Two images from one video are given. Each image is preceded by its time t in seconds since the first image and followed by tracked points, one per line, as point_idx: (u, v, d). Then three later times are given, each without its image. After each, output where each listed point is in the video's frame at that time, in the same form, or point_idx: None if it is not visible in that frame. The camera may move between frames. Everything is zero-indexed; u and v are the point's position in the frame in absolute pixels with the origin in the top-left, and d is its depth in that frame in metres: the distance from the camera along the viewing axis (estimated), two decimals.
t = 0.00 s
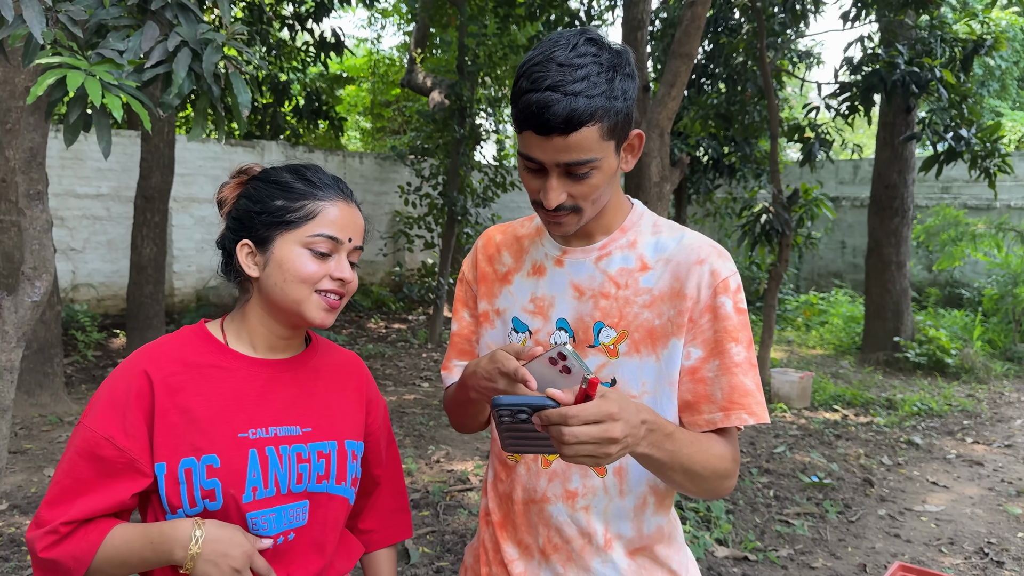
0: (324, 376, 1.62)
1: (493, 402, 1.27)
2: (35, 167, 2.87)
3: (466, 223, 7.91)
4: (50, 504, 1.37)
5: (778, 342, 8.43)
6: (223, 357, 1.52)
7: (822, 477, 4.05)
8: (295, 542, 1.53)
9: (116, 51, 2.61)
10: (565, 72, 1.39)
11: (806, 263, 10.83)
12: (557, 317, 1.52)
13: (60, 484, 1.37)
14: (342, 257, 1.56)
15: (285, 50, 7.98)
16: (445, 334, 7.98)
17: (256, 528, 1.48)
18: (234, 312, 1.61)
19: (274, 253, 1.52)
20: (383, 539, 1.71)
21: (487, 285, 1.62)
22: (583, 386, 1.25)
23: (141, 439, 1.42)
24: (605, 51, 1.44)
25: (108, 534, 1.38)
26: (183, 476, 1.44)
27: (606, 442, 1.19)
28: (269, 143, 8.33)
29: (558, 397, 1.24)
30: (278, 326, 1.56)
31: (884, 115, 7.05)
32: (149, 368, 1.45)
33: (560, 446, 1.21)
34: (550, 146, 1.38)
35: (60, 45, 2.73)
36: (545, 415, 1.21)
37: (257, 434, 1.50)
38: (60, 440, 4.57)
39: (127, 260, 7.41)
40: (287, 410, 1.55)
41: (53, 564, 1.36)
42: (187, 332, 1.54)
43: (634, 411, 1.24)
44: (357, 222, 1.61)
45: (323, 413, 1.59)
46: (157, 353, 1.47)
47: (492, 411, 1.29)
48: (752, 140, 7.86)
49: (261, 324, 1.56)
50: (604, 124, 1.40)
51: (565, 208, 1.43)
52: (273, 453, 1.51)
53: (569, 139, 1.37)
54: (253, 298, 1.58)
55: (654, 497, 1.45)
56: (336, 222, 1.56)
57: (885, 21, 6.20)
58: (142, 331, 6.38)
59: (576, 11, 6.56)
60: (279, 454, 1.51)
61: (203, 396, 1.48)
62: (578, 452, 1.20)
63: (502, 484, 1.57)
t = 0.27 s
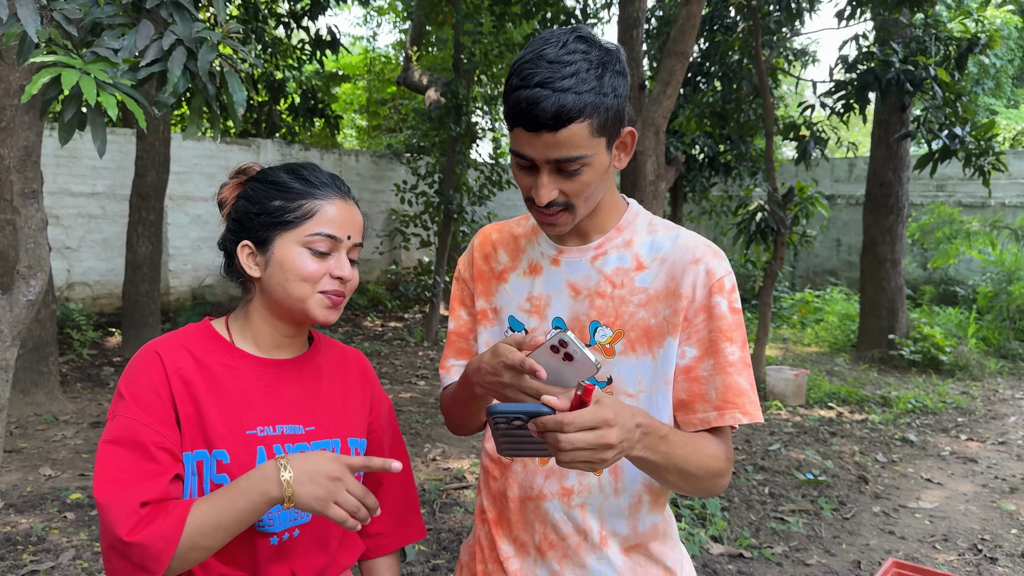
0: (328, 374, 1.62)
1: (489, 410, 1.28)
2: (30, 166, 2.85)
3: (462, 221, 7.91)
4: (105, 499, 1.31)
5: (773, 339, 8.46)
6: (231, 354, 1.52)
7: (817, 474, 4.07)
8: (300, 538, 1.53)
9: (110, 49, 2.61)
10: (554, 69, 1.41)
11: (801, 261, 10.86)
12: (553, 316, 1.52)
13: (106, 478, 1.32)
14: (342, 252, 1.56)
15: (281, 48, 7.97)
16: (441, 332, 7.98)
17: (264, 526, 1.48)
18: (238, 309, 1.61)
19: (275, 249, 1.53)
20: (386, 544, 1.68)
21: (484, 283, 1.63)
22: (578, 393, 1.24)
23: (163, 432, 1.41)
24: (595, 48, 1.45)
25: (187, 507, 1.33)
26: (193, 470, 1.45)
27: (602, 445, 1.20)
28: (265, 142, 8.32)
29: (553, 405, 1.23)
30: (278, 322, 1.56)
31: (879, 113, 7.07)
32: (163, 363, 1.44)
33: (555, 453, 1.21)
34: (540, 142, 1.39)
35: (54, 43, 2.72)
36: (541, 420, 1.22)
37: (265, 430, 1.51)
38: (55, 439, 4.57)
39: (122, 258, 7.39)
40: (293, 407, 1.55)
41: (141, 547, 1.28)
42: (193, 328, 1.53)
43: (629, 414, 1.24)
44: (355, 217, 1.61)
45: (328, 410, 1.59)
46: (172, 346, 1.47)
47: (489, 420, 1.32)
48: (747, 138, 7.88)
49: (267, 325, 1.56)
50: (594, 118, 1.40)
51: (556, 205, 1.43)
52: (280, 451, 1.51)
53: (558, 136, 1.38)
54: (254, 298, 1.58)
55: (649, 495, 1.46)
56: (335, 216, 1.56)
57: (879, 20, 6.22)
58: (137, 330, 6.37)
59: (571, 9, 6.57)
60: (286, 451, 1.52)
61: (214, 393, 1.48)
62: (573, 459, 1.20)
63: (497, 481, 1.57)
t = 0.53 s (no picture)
0: (338, 373, 1.63)
1: (486, 411, 1.29)
2: (25, 164, 2.84)
3: (458, 220, 7.90)
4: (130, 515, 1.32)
5: (769, 337, 8.48)
6: (244, 352, 1.52)
7: (812, 472, 4.08)
8: (306, 537, 1.53)
9: (105, 48, 2.61)
10: (549, 69, 1.41)
11: (797, 259, 10.87)
12: (548, 316, 1.53)
13: (125, 479, 1.34)
14: (345, 256, 1.56)
15: (277, 46, 7.95)
16: (438, 330, 7.98)
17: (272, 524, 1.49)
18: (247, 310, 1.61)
19: (277, 256, 1.53)
20: (392, 545, 1.69)
21: (479, 283, 1.63)
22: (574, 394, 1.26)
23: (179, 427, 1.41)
24: (589, 48, 1.45)
25: (213, 508, 1.34)
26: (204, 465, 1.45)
27: (599, 445, 1.20)
28: (261, 140, 8.31)
29: (549, 405, 1.26)
30: (283, 325, 1.56)
31: (874, 111, 7.08)
32: (177, 359, 1.45)
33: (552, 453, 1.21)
34: (532, 140, 1.39)
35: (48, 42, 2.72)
36: (538, 423, 1.22)
37: (277, 430, 1.51)
38: (51, 437, 4.57)
39: (118, 257, 7.38)
40: (303, 407, 1.56)
41: (166, 547, 1.29)
42: (205, 326, 1.54)
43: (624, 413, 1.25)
44: (359, 219, 1.61)
45: (338, 411, 1.60)
46: (187, 342, 1.48)
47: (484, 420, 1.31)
48: (744, 136, 7.88)
49: (275, 327, 1.56)
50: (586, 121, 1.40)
51: (549, 204, 1.43)
52: (291, 450, 1.52)
53: (551, 133, 1.38)
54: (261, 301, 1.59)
55: (643, 493, 1.46)
56: (336, 218, 1.55)
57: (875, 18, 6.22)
58: (133, 329, 6.36)
59: (567, 7, 6.56)
60: (297, 451, 1.52)
61: (226, 392, 1.48)
62: (570, 460, 1.21)
63: (491, 480, 1.58)
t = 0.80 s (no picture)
0: (350, 374, 1.63)
1: (480, 413, 1.28)
2: (20, 163, 2.83)
3: (456, 218, 7.89)
4: (122, 550, 1.40)
5: (766, 335, 8.49)
6: (251, 356, 1.53)
7: (809, 469, 4.09)
8: (318, 539, 1.54)
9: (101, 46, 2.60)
10: (537, 63, 1.41)
11: (794, 257, 10.88)
12: (544, 315, 1.52)
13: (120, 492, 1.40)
14: (346, 275, 1.52)
15: (274, 45, 7.95)
16: (435, 329, 7.98)
17: (281, 528, 1.48)
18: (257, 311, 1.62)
19: (279, 270, 1.51)
20: (405, 545, 1.70)
21: (475, 281, 1.63)
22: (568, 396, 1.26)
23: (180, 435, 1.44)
24: (583, 43, 1.44)
25: None
26: (211, 473, 1.46)
27: (594, 447, 1.20)
28: (258, 139, 8.29)
29: (544, 407, 1.26)
30: (283, 332, 1.55)
31: (871, 109, 7.09)
32: (182, 365, 1.47)
33: (546, 454, 1.21)
34: (522, 135, 1.40)
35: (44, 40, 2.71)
36: (533, 424, 1.22)
37: (284, 433, 1.51)
38: (48, 437, 4.56)
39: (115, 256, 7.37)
40: (313, 410, 1.56)
41: None
42: (215, 329, 1.55)
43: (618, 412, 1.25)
44: (368, 233, 1.56)
45: (350, 414, 1.60)
46: (190, 350, 1.49)
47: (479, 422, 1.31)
48: (741, 134, 7.88)
49: (280, 332, 1.55)
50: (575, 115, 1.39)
51: (540, 199, 1.43)
52: (299, 453, 1.51)
53: (540, 127, 1.38)
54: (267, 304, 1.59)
55: (638, 492, 1.46)
56: (337, 236, 1.50)
57: (872, 16, 6.23)
58: (130, 328, 6.35)
59: (564, 5, 6.56)
60: (305, 454, 1.52)
61: (232, 397, 1.49)
62: (563, 461, 1.21)
63: (488, 479, 1.58)
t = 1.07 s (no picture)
0: (361, 377, 1.61)
1: (467, 422, 1.26)
2: (17, 163, 2.82)
3: (455, 217, 7.88)
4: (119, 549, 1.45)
5: (766, 333, 8.48)
6: (257, 360, 1.52)
7: (809, 468, 4.09)
8: (323, 542, 1.53)
9: (97, 45, 2.60)
10: (520, 65, 1.40)
11: (794, 255, 10.88)
12: (542, 313, 1.52)
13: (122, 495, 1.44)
14: (334, 287, 1.49)
15: (272, 44, 7.95)
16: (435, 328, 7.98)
17: (282, 531, 1.48)
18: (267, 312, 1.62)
19: (271, 278, 1.51)
20: (423, 547, 1.66)
21: (473, 278, 1.64)
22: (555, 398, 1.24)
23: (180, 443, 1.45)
24: (570, 40, 1.44)
25: None
26: (212, 476, 1.46)
27: (582, 447, 1.20)
28: (257, 138, 8.29)
29: (532, 412, 1.23)
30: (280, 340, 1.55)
31: (870, 107, 7.09)
32: (185, 371, 1.48)
33: (536, 456, 1.21)
34: (511, 136, 1.39)
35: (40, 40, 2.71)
36: (523, 428, 1.22)
37: (286, 436, 1.51)
38: (47, 436, 4.56)
39: (114, 255, 7.37)
40: (320, 412, 1.55)
41: None
42: (224, 332, 1.55)
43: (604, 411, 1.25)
44: (359, 243, 1.52)
45: (359, 416, 1.58)
46: (194, 354, 1.50)
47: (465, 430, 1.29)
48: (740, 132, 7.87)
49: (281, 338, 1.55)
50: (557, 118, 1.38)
51: (535, 198, 1.43)
52: (301, 456, 1.51)
53: (528, 128, 1.38)
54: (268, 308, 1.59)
55: (634, 491, 1.45)
56: (322, 248, 1.47)
57: (871, 14, 6.22)
58: (130, 327, 6.35)
59: (563, 4, 6.56)
60: (307, 457, 1.51)
61: (234, 400, 1.49)
62: (555, 463, 1.21)
63: (484, 478, 1.58)
